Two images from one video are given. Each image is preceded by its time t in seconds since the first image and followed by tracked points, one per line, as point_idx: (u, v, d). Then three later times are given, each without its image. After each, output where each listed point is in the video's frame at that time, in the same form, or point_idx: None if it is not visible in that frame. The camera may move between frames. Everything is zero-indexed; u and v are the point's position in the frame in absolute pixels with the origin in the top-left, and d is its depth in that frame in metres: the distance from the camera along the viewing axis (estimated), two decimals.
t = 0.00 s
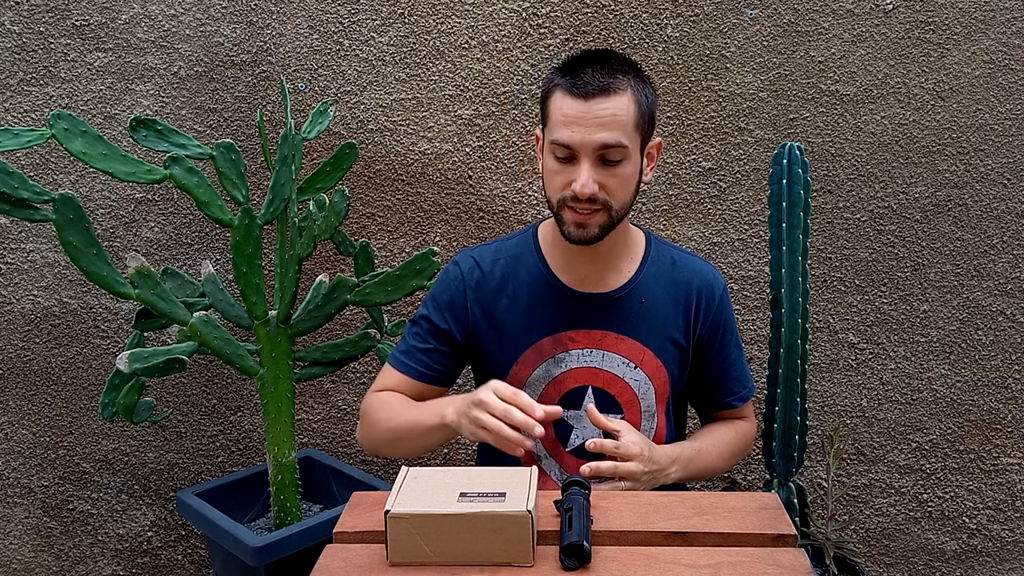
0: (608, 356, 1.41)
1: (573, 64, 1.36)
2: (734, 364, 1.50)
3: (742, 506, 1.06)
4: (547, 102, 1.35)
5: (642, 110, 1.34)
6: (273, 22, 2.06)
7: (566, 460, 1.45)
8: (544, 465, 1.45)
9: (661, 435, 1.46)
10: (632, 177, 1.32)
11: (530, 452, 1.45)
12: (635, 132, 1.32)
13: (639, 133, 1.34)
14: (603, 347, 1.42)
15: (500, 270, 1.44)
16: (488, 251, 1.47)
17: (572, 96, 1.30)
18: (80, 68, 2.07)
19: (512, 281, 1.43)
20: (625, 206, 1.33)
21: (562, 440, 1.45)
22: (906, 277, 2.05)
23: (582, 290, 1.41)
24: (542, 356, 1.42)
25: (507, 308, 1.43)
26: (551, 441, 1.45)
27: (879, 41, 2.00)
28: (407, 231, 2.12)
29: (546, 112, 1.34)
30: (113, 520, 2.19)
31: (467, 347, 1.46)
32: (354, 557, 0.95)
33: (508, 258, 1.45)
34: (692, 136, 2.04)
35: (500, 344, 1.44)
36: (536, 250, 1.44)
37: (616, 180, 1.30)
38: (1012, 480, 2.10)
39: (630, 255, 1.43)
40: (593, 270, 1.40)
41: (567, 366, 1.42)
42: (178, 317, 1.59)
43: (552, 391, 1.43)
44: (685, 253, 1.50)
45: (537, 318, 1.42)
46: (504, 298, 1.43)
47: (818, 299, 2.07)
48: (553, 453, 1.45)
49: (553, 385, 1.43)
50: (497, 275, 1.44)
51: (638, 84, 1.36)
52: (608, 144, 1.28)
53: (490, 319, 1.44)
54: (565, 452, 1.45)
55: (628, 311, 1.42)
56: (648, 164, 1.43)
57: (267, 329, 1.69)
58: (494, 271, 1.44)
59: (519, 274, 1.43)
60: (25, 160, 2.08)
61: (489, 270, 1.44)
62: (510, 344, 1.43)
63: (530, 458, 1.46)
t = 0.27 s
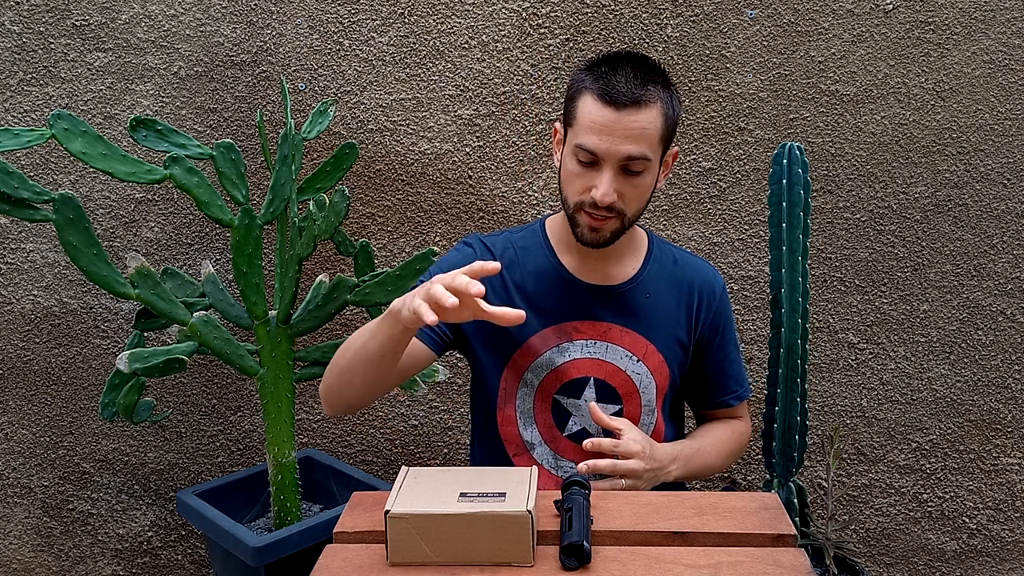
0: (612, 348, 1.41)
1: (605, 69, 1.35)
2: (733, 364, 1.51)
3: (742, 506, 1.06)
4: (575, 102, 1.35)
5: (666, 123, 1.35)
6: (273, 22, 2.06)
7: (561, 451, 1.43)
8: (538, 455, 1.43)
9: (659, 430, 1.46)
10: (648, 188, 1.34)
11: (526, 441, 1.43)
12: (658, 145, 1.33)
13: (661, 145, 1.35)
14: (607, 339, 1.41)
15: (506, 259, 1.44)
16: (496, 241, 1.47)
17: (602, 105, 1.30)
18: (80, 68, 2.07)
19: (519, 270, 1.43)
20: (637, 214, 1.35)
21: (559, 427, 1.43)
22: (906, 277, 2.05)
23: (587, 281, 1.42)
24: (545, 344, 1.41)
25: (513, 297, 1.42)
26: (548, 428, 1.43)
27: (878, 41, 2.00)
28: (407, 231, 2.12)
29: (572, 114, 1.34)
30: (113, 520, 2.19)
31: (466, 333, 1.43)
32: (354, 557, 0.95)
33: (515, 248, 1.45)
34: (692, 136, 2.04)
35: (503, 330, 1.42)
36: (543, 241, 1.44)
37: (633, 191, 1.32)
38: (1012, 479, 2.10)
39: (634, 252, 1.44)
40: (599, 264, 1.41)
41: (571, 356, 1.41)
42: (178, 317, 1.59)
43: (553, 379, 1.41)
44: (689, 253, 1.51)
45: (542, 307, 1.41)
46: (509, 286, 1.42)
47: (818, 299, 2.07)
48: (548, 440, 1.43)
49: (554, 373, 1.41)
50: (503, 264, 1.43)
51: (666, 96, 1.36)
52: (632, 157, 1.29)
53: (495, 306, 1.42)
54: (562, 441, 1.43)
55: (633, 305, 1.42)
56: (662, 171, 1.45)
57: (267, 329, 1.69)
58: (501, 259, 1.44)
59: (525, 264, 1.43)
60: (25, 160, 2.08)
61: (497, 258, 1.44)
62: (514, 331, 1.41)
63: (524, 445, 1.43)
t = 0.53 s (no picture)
0: (625, 343, 1.41)
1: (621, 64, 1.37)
2: (738, 363, 1.52)
3: (742, 506, 1.06)
4: (591, 98, 1.35)
5: (682, 118, 1.35)
6: (273, 22, 2.06)
7: (569, 445, 1.43)
8: (545, 449, 1.43)
9: (667, 429, 1.47)
10: (662, 184, 1.34)
11: (534, 435, 1.43)
12: (674, 141, 1.33)
13: (676, 139, 1.36)
14: (620, 334, 1.41)
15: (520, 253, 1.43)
16: (508, 236, 1.46)
17: (621, 97, 1.30)
18: (80, 68, 2.07)
19: (532, 263, 1.42)
20: (651, 210, 1.35)
21: (568, 422, 1.43)
22: (906, 277, 2.05)
23: (599, 275, 1.41)
24: (559, 338, 1.40)
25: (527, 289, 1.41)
26: (557, 423, 1.43)
27: (879, 41, 2.00)
28: (407, 231, 2.12)
29: (588, 108, 1.34)
30: (113, 520, 2.19)
31: (478, 325, 1.42)
32: (354, 557, 0.95)
33: (528, 242, 1.44)
34: (692, 136, 2.04)
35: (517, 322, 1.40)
36: (556, 237, 1.44)
37: (648, 185, 1.32)
38: (1012, 479, 2.10)
39: (644, 248, 1.45)
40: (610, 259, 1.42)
41: (584, 350, 1.40)
42: (178, 317, 1.59)
43: (565, 373, 1.41)
44: (696, 253, 1.52)
45: (556, 301, 1.41)
46: (523, 279, 1.41)
47: (818, 299, 2.07)
48: (557, 435, 1.43)
49: (567, 367, 1.41)
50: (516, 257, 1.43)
51: (680, 92, 1.37)
52: (649, 149, 1.29)
53: (509, 299, 1.40)
54: (570, 435, 1.43)
55: (645, 301, 1.42)
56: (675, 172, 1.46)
57: (267, 329, 1.69)
58: (514, 253, 1.43)
59: (539, 258, 1.42)
60: (25, 160, 2.08)
61: (511, 252, 1.43)
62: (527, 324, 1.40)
63: (532, 439, 1.43)
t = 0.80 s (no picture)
0: (628, 345, 1.41)
1: (625, 55, 1.42)
2: (741, 365, 1.52)
3: (742, 506, 1.06)
4: (598, 87, 1.39)
5: (689, 106, 1.39)
6: (273, 22, 2.06)
7: (572, 448, 1.43)
8: (548, 452, 1.43)
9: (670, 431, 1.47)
10: (673, 167, 1.36)
11: (537, 439, 1.43)
12: (682, 124, 1.37)
13: (684, 126, 1.39)
14: (623, 335, 1.41)
15: (524, 254, 1.43)
16: (512, 236, 1.46)
17: (630, 80, 1.35)
18: (80, 68, 2.07)
19: (536, 264, 1.42)
20: (663, 194, 1.37)
21: (570, 426, 1.43)
22: (906, 277, 2.05)
23: (603, 274, 1.41)
24: (562, 339, 1.40)
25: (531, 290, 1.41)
26: (559, 426, 1.43)
27: (878, 41, 2.00)
28: (407, 231, 2.12)
29: (597, 94, 1.39)
30: (113, 520, 2.19)
31: (481, 327, 1.41)
32: (353, 557, 0.94)
33: (532, 244, 1.44)
34: (692, 136, 2.04)
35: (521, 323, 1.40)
36: (560, 237, 1.44)
37: (660, 165, 1.34)
38: (1012, 479, 2.10)
39: (648, 249, 1.45)
40: (615, 257, 1.42)
41: (587, 352, 1.40)
42: (178, 317, 1.59)
43: (568, 376, 1.41)
44: (699, 254, 1.53)
45: (559, 302, 1.41)
46: (527, 280, 1.41)
47: (818, 299, 2.07)
48: (559, 438, 1.43)
49: (570, 369, 1.41)
50: (520, 258, 1.42)
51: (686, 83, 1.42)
52: (660, 127, 1.33)
53: (513, 300, 1.40)
54: (572, 439, 1.43)
55: (649, 302, 1.42)
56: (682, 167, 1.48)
57: (267, 329, 1.69)
58: (519, 253, 1.43)
59: (543, 259, 1.42)
60: (25, 160, 2.08)
61: (516, 253, 1.43)
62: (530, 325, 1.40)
63: (534, 442, 1.43)
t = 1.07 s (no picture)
0: (626, 345, 1.41)
1: (626, 55, 1.44)
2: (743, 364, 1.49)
3: (742, 506, 1.06)
4: (602, 84, 1.40)
5: (691, 102, 1.40)
6: (273, 22, 2.06)
7: (573, 451, 1.43)
8: (550, 455, 1.43)
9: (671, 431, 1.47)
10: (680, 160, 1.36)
11: (538, 442, 1.43)
12: (686, 118, 1.37)
13: (688, 120, 1.40)
14: (621, 336, 1.41)
15: (519, 258, 1.44)
16: (507, 241, 1.47)
17: (636, 75, 1.36)
18: (80, 68, 2.07)
19: (533, 267, 1.43)
20: (671, 187, 1.35)
21: (571, 428, 1.43)
22: (906, 277, 2.05)
23: (601, 275, 1.42)
24: (560, 341, 1.41)
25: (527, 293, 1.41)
26: (560, 429, 1.43)
27: (878, 41, 2.00)
28: (407, 231, 2.12)
29: (604, 90, 1.39)
30: (113, 520, 2.19)
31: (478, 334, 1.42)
32: (353, 557, 0.94)
33: (529, 247, 1.45)
34: (692, 136, 2.04)
35: (518, 325, 1.41)
36: (557, 240, 1.45)
37: (669, 156, 1.33)
38: (1012, 479, 2.10)
39: (645, 249, 1.46)
40: (615, 255, 1.43)
41: (584, 353, 1.41)
42: (178, 317, 1.58)
43: (566, 378, 1.41)
44: (696, 254, 1.53)
45: (557, 303, 1.41)
46: (523, 284, 1.41)
47: (818, 299, 2.07)
48: (560, 441, 1.43)
49: (568, 371, 1.41)
50: (516, 262, 1.43)
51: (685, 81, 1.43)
52: (668, 119, 1.32)
53: (510, 303, 1.41)
54: (574, 441, 1.43)
55: (646, 302, 1.42)
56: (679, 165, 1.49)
57: (267, 329, 1.69)
58: (515, 256, 1.44)
59: (539, 262, 1.43)
60: (25, 160, 2.08)
61: (513, 256, 1.44)
62: (527, 328, 1.40)
63: (535, 445, 1.42)
